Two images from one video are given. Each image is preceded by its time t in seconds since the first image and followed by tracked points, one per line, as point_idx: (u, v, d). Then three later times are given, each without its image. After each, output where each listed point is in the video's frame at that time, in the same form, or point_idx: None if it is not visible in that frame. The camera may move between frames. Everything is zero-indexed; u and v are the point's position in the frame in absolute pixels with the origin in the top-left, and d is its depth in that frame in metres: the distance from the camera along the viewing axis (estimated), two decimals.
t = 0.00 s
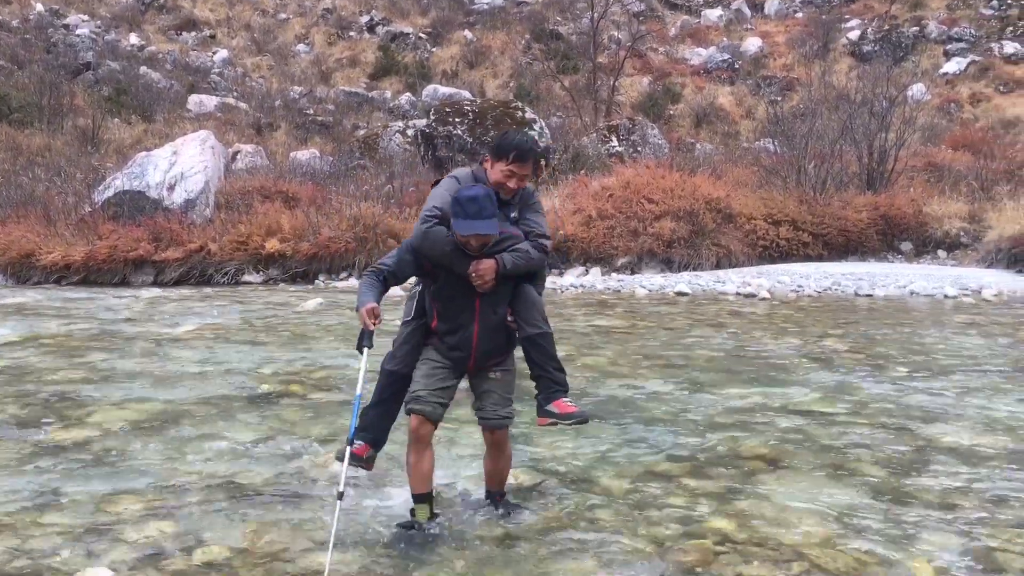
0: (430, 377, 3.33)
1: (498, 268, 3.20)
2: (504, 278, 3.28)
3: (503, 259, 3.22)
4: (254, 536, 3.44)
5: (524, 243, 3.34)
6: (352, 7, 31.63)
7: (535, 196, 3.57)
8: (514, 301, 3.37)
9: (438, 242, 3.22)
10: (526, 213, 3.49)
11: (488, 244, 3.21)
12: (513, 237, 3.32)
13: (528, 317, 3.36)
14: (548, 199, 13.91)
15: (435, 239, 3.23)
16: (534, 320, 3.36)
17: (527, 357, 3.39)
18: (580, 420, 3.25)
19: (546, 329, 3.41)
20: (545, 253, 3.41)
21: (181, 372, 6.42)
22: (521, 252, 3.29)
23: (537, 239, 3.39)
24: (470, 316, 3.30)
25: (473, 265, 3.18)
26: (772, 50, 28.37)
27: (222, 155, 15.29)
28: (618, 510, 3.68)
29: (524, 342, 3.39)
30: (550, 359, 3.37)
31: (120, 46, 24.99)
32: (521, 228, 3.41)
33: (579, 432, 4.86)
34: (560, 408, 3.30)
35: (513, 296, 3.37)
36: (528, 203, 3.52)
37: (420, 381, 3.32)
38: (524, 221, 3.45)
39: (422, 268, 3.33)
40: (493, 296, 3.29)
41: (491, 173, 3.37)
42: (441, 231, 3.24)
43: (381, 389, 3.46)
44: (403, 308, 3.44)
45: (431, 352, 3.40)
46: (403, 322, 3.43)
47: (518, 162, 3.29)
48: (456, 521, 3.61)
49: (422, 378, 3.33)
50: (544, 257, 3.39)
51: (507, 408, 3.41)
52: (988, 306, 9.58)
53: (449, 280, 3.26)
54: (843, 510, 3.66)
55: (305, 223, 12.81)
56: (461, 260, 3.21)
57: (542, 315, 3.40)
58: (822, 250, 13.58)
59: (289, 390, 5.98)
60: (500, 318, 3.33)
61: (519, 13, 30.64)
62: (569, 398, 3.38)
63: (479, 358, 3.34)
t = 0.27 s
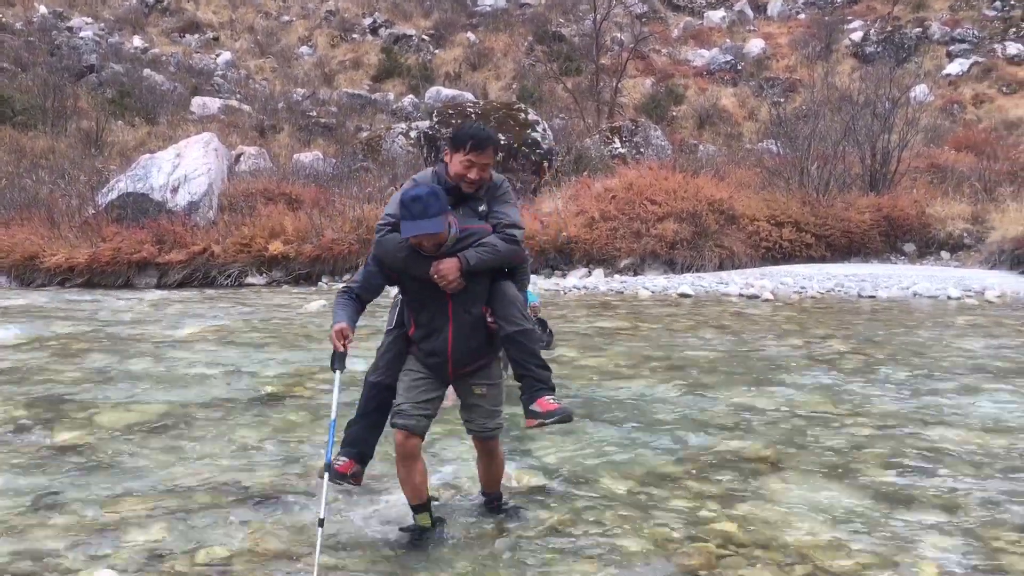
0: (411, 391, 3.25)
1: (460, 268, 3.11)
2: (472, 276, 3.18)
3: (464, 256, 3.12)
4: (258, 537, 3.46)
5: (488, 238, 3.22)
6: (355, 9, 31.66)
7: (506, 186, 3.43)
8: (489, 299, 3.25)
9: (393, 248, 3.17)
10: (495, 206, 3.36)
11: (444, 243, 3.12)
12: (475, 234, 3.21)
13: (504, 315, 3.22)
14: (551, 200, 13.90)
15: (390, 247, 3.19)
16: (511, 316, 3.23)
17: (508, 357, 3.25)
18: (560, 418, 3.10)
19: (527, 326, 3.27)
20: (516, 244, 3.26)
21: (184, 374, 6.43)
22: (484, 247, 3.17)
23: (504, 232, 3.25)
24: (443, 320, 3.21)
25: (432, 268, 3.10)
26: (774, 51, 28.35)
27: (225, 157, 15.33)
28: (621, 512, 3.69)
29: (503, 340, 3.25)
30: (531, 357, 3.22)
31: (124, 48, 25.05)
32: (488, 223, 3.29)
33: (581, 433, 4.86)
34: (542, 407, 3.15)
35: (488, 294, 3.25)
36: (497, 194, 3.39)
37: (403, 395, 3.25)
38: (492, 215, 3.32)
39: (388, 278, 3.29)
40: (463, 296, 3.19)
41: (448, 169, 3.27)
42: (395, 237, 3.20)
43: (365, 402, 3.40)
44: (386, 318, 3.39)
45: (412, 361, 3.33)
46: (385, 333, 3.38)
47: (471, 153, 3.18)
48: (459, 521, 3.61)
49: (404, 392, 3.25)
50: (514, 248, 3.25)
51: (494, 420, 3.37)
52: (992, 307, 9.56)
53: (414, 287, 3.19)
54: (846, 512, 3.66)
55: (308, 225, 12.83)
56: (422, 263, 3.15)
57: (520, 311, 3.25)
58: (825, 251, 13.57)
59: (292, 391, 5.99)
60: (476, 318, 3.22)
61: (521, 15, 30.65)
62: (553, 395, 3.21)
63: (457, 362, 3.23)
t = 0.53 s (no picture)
0: (408, 399, 3.13)
1: (445, 265, 2.96)
2: (460, 272, 3.03)
3: (449, 252, 2.97)
4: (267, 539, 3.48)
5: (475, 232, 3.07)
6: (364, 11, 31.75)
7: (492, 178, 3.28)
8: (479, 296, 3.10)
9: (375, 246, 3.04)
10: (482, 199, 3.21)
11: (427, 239, 2.98)
12: (461, 229, 3.07)
13: (494, 312, 3.07)
14: (559, 203, 13.90)
15: (373, 245, 3.07)
16: (502, 313, 3.07)
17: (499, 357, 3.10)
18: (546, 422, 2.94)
19: (518, 324, 3.11)
20: (504, 238, 3.11)
21: (193, 376, 6.47)
22: (470, 242, 3.03)
23: (492, 225, 3.10)
24: (432, 319, 3.07)
25: (417, 266, 2.97)
26: (783, 53, 28.30)
27: (234, 159, 15.39)
28: (630, 514, 3.69)
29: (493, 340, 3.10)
30: (519, 357, 3.07)
31: (133, 51, 25.19)
32: (474, 217, 3.14)
33: (589, 435, 4.86)
34: (526, 410, 3.00)
35: (478, 291, 3.10)
36: (483, 187, 3.24)
37: (400, 403, 3.13)
38: (480, 208, 3.18)
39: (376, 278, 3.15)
40: (452, 293, 3.04)
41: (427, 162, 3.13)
42: (377, 235, 3.07)
43: (358, 406, 3.28)
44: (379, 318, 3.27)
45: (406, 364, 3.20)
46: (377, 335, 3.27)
47: (448, 143, 3.03)
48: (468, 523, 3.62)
49: (400, 401, 3.13)
50: (502, 242, 3.09)
51: (485, 421, 3.13)
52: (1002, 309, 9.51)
53: (400, 286, 3.06)
54: (855, 515, 3.65)
55: (316, 226, 12.87)
56: (406, 261, 3.02)
57: (511, 307, 3.09)
58: (834, 253, 13.53)
59: (301, 393, 6.01)
60: (465, 316, 3.07)
61: (529, 17, 30.69)
62: (540, 399, 3.06)
63: (447, 362, 3.07)
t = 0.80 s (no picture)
0: (410, 406, 3.12)
1: (448, 268, 2.89)
2: (463, 274, 2.96)
3: (453, 254, 2.91)
4: (280, 531, 3.51)
5: (479, 233, 3.01)
6: (372, 7, 31.76)
7: (496, 175, 3.23)
8: (481, 299, 3.02)
9: (375, 247, 2.98)
10: (486, 198, 3.17)
11: (430, 240, 2.92)
12: (466, 229, 3.02)
13: (497, 316, 3.00)
14: (568, 198, 13.90)
15: (374, 245, 3.00)
16: (505, 318, 3.00)
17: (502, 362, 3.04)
18: (548, 434, 2.87)
19: (523, 329, 3.03)
20: (510, 238, 3.04)
21: (204, 370, 6.51)
22: (474, 242, 2.96)
23: (497, 225, 3.04)
24: (433, 323, 3.00)
25: (418, 269, 2.90)
26: (793, 47, 28.15)
27: (244, 155, 15.45)
28: (640, 508, 3.70)
29: (497, 345, 3.03)
30: (523, 363, 2.99)
31: (143, 47, 25.28)
32: (478, 217, 3.09)
33: (597, 430, 4.87)
34: (531, 420, 2.94)
35: (481, 293, 3.02)
36: (488, 184, 3.19)
37: (403, 410, 3.13)
38: (483, 207, 3.13)
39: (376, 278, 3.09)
40: (454, 297, 2.97)
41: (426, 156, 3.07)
42: (378, 234, 3.01)
43: (357, 408, 3.24)
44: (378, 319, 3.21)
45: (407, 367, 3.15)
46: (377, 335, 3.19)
47: (446, 137, 2.97)
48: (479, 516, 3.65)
49: (402, 409, 3.12)
50: (507, 242, 3.02)
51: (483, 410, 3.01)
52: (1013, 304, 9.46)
53: (402, 287, 3.00)
54: (864, 509, 3.66)
55: (325, 222, 12.91)
56: (408, 263, 2.95)
57: (515, 311, 3.02)
58: (844, 248, 13.49)
59: (311, 388, 6.04)
60: (468, 319, 3.00)
61: (538, 12, 30.63)
62: (546, 408, 2.99)
63: (447, 367, 3.01)
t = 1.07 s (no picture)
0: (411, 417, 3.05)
1: (462, 272, 2.75)
2: (476, 282, 2.81)
3: (470, 260, 2.77)
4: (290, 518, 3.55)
5: (497, 239, 2.88)
6: None
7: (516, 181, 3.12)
8: (490, 311, 2.88)
9: (389, 242, 2.84)
10: (503, 203, 3.06)
11: (449, 242, 2.79)
12: (485, 234, 2.89)
13: (505, 330, 2.86)
14: (576, 187, 13.88)
15: (389, 239, 2.86)
16: (514, 333, 2.86)
17: (505, 380, 2.90)
18: (554, 464, 2.75)
19: (531, 347, 2.90)
20: (527, 248, 2.93)
21: (213, 359, 6.56)
22: (492, 249, 2.83)
23: (516, 233, 2.92)
24: (437, 330, 2.85)
25: (432, 269, 2.76)
26: (801, 35, 27.95)
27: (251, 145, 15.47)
28: (648, 496, 3.72)
29: (501, 361, 2.89)
30: (529, 383, 2.87)
31: (150, 37, 25.30)
32: (496, 222, 2.98)
33: (605, 418, 4.89)
34: (535, 446, 2.83)
35: (490, 305, 2.88)
36: (507, 189, 3.07)
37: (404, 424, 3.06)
38: (501, 213, 3.02)
39: (383, 277, 2.98)
40: (463, 305, 2.82)
41: (443, 152, 2.95)
42: (393, 228, 2.87)
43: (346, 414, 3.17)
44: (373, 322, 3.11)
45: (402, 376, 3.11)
46: (372, 339, 3.13)
47: (469, 131, 2.88)
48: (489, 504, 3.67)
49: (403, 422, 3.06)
50: (525, 253, 2.90)
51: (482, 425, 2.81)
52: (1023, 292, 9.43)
53: (410, 287, 2.85)
54: (871, 496, 3.68)
55: (333, 211, 12.94)
56: (421, 262, 2.80)
57: (524, 328, 2.89)
58: (853, 237, 13.44)
59: (320, 377, 6.08)
60: (474, 329, 2.85)
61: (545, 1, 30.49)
62: (549, 434, 2.87)
63: (445, 379, 2.86)
